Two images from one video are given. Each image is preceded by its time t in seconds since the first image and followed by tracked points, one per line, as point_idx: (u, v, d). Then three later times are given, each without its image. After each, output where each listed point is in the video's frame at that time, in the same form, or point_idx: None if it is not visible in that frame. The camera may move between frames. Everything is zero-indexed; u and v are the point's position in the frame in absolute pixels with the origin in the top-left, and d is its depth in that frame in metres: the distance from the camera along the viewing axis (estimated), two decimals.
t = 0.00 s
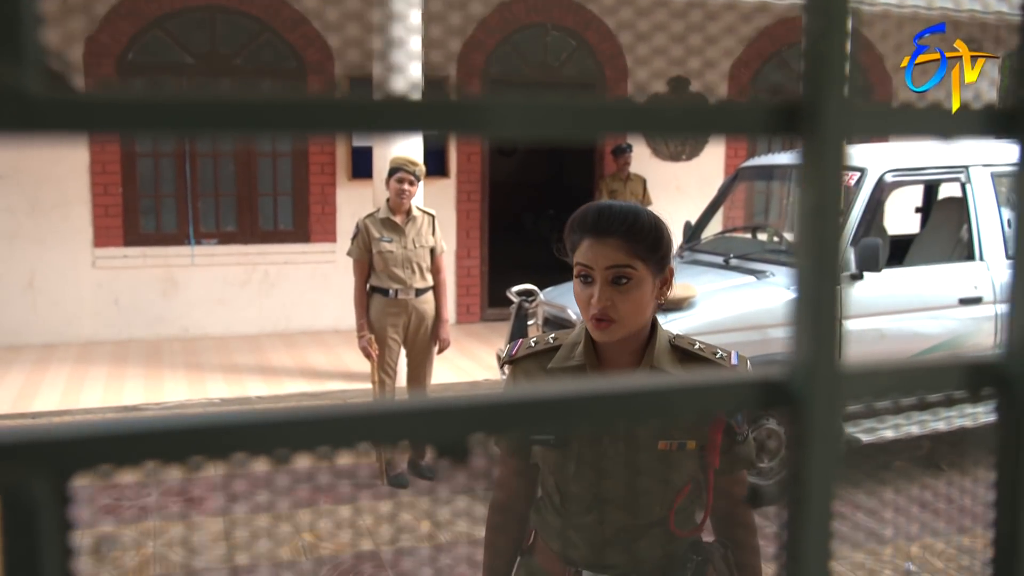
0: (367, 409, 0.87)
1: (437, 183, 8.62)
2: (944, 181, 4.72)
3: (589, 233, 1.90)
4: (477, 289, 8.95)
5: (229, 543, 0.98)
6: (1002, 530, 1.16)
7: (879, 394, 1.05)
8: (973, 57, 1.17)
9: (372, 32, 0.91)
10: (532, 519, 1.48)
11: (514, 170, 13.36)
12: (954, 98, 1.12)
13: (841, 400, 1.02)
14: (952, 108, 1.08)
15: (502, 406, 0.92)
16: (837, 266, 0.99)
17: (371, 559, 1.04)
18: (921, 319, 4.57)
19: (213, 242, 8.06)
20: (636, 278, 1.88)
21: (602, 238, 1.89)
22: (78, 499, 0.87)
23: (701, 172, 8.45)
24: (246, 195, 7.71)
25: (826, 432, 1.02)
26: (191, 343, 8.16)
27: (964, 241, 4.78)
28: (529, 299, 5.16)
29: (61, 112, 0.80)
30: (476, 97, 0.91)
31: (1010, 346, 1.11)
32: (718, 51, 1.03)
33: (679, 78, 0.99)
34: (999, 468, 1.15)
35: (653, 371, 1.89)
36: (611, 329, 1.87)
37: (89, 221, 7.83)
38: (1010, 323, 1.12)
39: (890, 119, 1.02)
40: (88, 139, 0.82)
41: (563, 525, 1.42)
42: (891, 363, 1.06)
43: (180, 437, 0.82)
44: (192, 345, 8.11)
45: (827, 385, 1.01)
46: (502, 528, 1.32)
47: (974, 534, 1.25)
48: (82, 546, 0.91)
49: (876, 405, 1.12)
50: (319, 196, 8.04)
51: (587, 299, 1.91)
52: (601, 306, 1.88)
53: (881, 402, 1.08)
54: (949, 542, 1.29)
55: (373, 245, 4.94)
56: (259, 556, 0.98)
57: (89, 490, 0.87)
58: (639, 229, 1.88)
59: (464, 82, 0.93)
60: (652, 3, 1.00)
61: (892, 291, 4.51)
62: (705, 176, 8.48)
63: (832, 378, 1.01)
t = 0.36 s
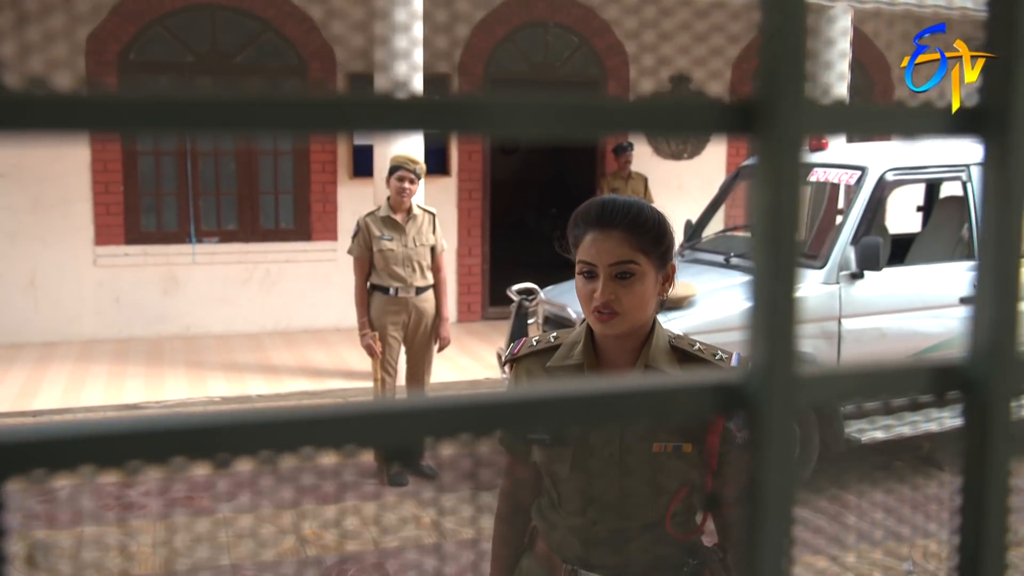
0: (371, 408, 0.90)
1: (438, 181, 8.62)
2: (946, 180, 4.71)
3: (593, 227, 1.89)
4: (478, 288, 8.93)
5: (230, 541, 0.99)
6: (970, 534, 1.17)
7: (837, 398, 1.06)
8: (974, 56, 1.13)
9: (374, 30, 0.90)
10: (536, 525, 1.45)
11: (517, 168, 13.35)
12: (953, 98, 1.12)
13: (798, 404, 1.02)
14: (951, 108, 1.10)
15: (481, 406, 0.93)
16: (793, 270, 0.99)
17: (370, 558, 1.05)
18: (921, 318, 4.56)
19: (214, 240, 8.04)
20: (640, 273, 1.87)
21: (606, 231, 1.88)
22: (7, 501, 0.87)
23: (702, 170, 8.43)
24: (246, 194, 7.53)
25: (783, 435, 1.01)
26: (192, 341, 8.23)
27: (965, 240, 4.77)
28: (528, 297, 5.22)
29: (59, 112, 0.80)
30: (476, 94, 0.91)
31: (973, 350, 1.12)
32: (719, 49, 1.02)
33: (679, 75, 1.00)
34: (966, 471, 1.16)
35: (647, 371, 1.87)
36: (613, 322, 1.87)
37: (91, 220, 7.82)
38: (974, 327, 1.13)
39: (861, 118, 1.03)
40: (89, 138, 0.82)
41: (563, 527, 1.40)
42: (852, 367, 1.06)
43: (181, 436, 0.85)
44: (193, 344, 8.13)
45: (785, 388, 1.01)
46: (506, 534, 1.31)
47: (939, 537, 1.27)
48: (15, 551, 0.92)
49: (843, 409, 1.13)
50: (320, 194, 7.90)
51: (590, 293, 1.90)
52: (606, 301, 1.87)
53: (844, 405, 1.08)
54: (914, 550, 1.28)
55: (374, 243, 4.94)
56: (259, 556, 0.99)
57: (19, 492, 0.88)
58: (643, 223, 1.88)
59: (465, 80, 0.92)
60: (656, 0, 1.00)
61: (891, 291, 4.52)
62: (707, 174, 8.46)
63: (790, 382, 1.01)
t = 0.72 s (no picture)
0: (370, 408, 0.91)
1: (440, 180, 8.62)
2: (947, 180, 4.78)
3: (603, 225, 1.87)
4: (480, 286, 8.92)
5: (232, 539, 0.97)
6: (930, 535, 1.19)
7: (792, 401, 1.06)
8: (974, 57, 1.09)
9: (377, 27, 0.91)
10: (533, 516, 1.44)
11: (518, 166, 13.38)
12: (953, 98, 1.09)
13: (749, 407, 1.02)
14: (953, 107, 1.09)
15: (438, 408, 0.93)
16: (744, 273, 0.99)
17: (374, 556, 1.03)
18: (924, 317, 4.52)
19: (216, 238, 7.99)
20: (651, 272, 1.87)
21: (615, 230, 1.86)
22: None
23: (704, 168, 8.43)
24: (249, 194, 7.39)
25: (733, 439, 1.01)
26: (193, 338, 8.35)
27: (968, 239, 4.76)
28: (530, 296, 5.20)
29: (61, 108, 0.80)
30: (480, 92, 0.91)
31: (935, 350, 1.13)
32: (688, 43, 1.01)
33: (682, 72, 0.99)
34: (926, 472, 1.17)
35: (650, 368, 1.88)
36: (623, 321, 1.87)
37: (92, 218, 7.79)
38: (935, 328, 1.14)
39: (818, 114, 1.03)
40: (91, 135, 0.82)
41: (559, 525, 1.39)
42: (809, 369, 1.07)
43: (182, 433, 0.86)
44: (194, 342, 8.17)
45: (735, 392, 1.01)
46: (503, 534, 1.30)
47: (902, 541, 1.25)
48: None
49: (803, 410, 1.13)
50: (321, 193, 7.91)
51: (599, 292, 1.89)
52: (616, 300, 1.87)
53: (803, 407, 1.08)
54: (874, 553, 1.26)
55: (374, 241, 4.94)
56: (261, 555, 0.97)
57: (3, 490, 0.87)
58: (653, 222, 1.86)
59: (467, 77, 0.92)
60: None
61: (892, 290, 4.52)
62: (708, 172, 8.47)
63: (741, 386, 1.01)
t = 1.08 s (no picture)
0: (370, 403, 0.90)
1: (440, 177, 8.61)
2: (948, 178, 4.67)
3: (604, 224, 1.86)
4: (480, 284, 8.93)
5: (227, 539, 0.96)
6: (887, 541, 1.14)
7: (745, 401, 1.02)
8: (973, 57, 1.10)
9: (377, 21, 0.90)
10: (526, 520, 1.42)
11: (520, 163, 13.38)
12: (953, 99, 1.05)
13: (697, 408, 0.99)
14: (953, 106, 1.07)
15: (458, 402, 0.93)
16: (691, 270, 0.95)
17: (374, 554, 1.03)
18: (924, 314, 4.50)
19: (216, 236, 8.02)
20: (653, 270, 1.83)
21: (617, 229, 1.85)
22: None
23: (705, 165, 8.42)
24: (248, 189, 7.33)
25: (679, 441, 0.98)
26: (194, 335, 8.37)
27: (967, 236, 4.72)
28: (528, 293, 5.24)
29: (56, 103, 0.79)
30: (475, 87, 0.90)
31: (894, 348, 1.09)
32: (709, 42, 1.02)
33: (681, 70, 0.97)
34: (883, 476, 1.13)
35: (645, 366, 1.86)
36: (624, 316, 1.86)
37: (92, 215, 7.80)
38: (894, 327, 1.10)
39: (774, 108, 0.98)
40: (89, 130, 0.82)
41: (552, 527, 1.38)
42: (764, 369, 1.03)
43: (180, 430, 0.85)
44: (194, 339, 8.21)
45: (682, 393, 0.97)
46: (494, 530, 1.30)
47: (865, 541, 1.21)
48: None
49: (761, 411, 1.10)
50: (322, 190, 7.85)
51: (600, 290, 1.87)
52: (616, 298, 1.86)
53: (758, 408, 1.05)
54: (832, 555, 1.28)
55: (373, 237, 4.93)
56: (263, 552, 0.97)
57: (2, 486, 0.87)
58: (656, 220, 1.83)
59: (468, 71, 0.92)
60: None
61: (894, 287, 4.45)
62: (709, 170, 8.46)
63: (688, 386, 0.97)
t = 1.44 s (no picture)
0: (371, 402, 0.91)
1: (441, 176, 8.59)
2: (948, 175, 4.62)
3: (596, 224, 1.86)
4: (480, 283, 8.93)
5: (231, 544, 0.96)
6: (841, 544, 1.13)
7: (695, 405, 1.01)
8: (974, 57, 1.15)
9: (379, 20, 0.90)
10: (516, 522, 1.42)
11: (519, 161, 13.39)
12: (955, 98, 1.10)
13: (643, 413, 0.98)
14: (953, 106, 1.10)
15: (421, 406, 0.93)
16: (636, 276, 0.95)
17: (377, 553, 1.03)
18: (923, 313, 4.50)
19: (216, 235, 7.93)
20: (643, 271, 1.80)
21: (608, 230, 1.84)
22: None
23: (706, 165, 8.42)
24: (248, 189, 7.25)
25: (629, 445, 0.97)
26: (194, 333, 8.41)
27: (967, 235, 4.75)
28: (527, 292, 5.23)
29: (56, 103, 0.79)
30: (474, 87, 0.90)
31: (848, 352, 1.08)
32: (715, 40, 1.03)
33: (683, 68, 0.98)
34: (839, 479, 1.12)
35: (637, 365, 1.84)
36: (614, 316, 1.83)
37: (91, 214, 7.77)
38: (848, 330, 1.09)
39: (721, 109, 0.97)
40: (91, 130, 0.82)
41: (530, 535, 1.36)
42: (713, 373, 1.02)
43: (183, 429, 0.86)
44: (193, 338, 8.24)
45: (626, 399, 0.97)
46: (487, 536, 1.29)
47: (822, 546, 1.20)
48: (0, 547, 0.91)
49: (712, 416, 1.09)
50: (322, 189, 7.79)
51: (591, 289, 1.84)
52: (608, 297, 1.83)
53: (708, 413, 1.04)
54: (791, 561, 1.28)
55: (373, 236, 4.93)
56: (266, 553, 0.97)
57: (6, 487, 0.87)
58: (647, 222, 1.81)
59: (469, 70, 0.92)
60: None
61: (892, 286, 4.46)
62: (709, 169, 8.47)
63: (634, 390, 0.96)
